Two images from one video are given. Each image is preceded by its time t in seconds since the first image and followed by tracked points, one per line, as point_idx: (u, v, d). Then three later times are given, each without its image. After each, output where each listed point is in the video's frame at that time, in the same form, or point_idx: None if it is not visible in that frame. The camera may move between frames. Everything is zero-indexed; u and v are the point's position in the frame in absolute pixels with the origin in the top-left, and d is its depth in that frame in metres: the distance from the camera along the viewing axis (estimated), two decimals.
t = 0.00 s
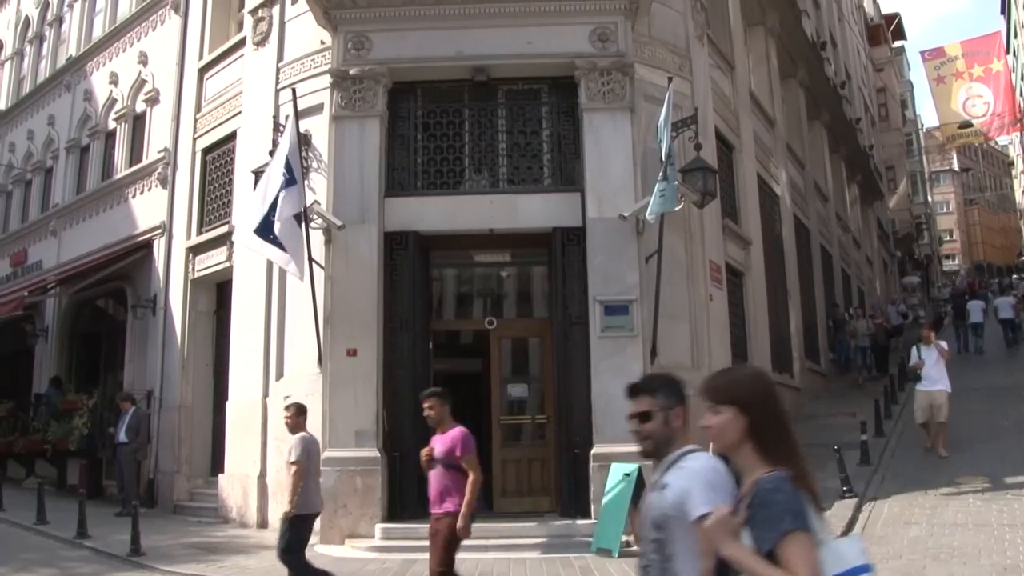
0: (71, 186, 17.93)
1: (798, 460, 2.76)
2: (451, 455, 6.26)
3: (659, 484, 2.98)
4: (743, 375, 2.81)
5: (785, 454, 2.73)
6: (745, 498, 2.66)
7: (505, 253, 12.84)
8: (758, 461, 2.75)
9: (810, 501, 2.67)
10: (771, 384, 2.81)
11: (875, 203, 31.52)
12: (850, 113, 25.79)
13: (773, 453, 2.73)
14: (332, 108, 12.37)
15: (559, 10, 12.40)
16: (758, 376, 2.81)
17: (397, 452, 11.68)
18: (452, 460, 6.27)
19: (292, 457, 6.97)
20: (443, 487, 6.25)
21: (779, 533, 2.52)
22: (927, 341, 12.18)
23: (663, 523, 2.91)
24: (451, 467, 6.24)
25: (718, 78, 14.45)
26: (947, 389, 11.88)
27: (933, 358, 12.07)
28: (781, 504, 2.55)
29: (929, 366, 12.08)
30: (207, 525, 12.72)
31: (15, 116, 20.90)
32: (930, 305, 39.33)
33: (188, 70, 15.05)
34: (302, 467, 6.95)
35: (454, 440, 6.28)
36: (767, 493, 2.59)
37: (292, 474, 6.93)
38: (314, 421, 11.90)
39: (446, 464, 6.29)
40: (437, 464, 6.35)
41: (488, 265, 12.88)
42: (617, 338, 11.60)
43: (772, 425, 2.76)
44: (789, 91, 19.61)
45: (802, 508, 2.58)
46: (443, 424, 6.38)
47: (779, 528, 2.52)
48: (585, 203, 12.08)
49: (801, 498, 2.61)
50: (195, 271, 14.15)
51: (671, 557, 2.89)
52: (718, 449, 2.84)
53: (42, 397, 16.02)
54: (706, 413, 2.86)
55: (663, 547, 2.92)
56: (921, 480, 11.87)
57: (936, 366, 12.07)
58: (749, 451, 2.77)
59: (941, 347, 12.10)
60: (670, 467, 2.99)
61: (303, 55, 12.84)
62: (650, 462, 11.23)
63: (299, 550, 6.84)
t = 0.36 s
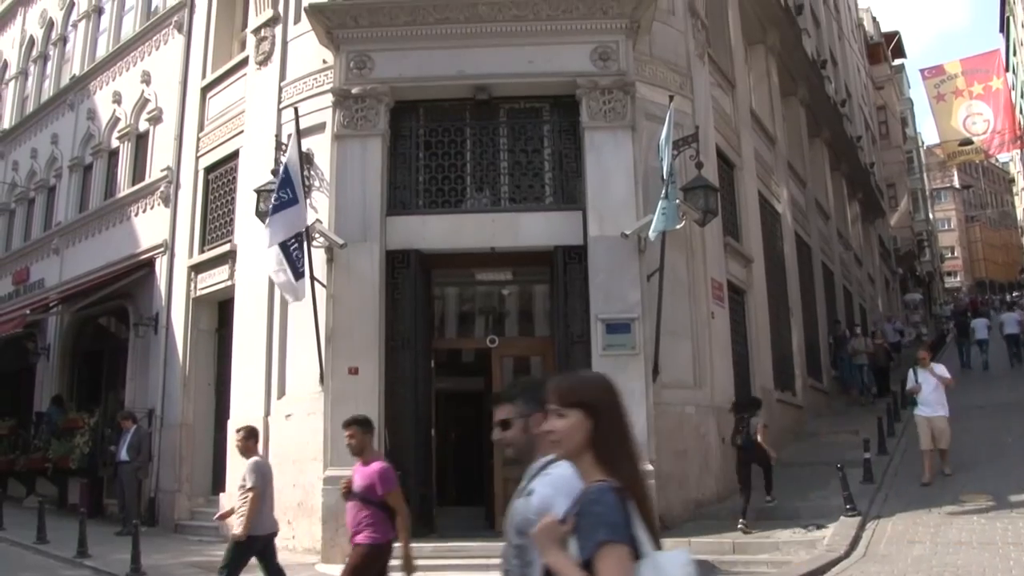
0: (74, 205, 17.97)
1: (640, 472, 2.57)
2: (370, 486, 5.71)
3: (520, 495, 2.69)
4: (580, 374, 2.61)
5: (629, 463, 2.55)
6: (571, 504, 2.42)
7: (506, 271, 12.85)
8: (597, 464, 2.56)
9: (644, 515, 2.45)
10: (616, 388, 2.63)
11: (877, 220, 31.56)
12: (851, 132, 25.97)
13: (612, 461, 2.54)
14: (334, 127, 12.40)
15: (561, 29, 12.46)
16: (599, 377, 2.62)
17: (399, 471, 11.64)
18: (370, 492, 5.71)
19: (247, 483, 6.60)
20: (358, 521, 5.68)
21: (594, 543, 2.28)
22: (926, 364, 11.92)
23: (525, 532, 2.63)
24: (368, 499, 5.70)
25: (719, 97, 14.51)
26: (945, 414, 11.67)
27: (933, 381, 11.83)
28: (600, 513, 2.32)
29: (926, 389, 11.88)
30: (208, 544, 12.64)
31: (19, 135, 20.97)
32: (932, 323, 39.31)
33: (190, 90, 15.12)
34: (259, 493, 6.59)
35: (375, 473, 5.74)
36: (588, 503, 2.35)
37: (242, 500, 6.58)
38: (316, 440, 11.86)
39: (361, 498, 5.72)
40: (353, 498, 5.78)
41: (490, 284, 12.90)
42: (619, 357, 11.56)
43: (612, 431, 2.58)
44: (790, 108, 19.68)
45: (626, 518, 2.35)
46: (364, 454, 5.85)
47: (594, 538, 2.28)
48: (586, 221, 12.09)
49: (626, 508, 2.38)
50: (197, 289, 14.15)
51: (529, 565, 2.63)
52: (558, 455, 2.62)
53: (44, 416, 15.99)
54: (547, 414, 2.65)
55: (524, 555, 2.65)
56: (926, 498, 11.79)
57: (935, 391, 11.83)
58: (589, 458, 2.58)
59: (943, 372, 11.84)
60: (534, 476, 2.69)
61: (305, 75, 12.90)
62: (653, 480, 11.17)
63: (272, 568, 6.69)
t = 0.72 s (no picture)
0: (77, 224, 18.02)
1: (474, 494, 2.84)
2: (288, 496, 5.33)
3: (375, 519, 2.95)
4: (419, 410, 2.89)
5: (470, 490, 2.81)
6: (408, 529, 2.73)
7: (509, 290, 12.86)
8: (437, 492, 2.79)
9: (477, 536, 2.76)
10: (455, 420, 2.89)
11: (879, 237, 31.54)
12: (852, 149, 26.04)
13: (450, 486, 2.81)
14: (337, 146, 12.44)
15: (562, 48, 12.51)
16: (437, 411, 2.89)
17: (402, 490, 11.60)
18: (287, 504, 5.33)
19: (195, 496, 6.56)
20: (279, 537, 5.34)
21: (427, 569, 2.56)
22: (927, 382, 11.74)
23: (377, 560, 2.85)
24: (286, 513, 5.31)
25: (721, 115, 14.55)
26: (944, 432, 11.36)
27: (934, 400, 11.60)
28: (433, 539, 2.59)
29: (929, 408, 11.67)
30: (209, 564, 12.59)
31: (23, 154, 21.05)
32: (935, 341, 39.21)
33: (193, 109, 15.19)
34: (208, 503, 6.55)
35: (295, 485, 5.35)
36: (423, 530, 2.64)
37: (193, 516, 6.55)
38: (319, 459, 11.83)
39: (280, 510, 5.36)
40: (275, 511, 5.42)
41: (492, 302, 12.90)
42: (621, 375, 11.54)
43: (446, 457, 2.83)
44: (791, 126, 19.74)
45: (458, 543, 2.63)
46: (288, 466, 5.52)
47: (427, 564, 2.56)
48: (589, 240, 12.10)
49: (459, 534, 2.66)
50: (199, 308, 14.15)
51: None
52: (399, 482, 2.88)
53: (46, 435, 15.97)
54: (389, 443, 2.91)
55: None
56: (930, 517, 11.70)
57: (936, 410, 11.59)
58: (427, 483, 2.83)
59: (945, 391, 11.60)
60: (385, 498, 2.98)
61: (308, 94, 12.95)
62: (656, 499, 11.12)
63: None
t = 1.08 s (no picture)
0: (81, 245, 18.06)
1: (334, 518, 2.66)
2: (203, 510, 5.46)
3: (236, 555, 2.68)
4: (273, 427, 2.74)
5: (328, 512, 2.63)
6: (255, 552, 2.52)
7: (512, 309, 12.87)
8: (288, 512, 2.60)
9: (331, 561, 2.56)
10: (297, 433, 2.75)
11: (883, 256, 31.55)
12: (855, 167, 26.02)
13: (296, 505, 2.60)
14: (340, 166, 12.47)
15: (565, 68, 12.55)
16: (292, 428, 2.75)
17: (405, 510, 11.56)
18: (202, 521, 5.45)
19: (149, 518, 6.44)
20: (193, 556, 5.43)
21: None
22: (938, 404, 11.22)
23: None
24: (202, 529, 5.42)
25: (723, 133, 14.58)
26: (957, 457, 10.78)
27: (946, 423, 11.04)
28: (282, 558, 2.44)
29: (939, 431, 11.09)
30: None
31: (27, 173, 21.14)
32: (939, 360, 39.12)
33: (198, 130, 15.26)
34: (160, 527, 6.47)
35: (210, 501, 5.46)
36: (272, 547, 2.48)
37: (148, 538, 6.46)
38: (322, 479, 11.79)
39: (197, 530, 5.44)
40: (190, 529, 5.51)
41: (496, 322, 12.90)
42: (625, 394, 11.51)
43: (285, 474, 2.65)
44: (793, 144, 19.81)
45: (309, 564, 2.49)
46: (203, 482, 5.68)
47: None
48: (593, 259, 12.10)
49: (310, 553, 2.51)
50: (203, 328, 14.16)
51: None
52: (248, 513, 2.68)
53: (49, 454, 15.95)
54: (238, 468, 2.76)
55: None
56: (938, 535, 11.60)
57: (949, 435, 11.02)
58: (274, 504, 2.64)
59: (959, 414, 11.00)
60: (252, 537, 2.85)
61: (312, 114, 13.00)
62: (661, 518, 11.07)
63: None
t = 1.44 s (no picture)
0: (84, 264, 18.10)
1: (192, 535, 2.64)
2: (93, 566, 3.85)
3: None
4: (128, 437, 2.76)
5: (183, 522, 2.62)
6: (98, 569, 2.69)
7: (516, 328, 12.87)
8: (130, 526, 2.62)
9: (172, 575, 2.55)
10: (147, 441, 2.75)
11: (886, 273, 31.51)
12: (857, 185, 26.02)
13: (140, 517, 2.61)
14: (343, 185, 12.51)
15: (568, 87, 12.59)
16: (147, 439, 2.74)
17: (408, 530, 11.52)
18: None
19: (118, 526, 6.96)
20: None
21: None
22: (941, 428, 10.63)
23: None
24: None
25: (725, 152, 14.61)
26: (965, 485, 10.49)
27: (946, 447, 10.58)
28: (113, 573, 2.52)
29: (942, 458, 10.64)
30: None
31: (32, 193, 21.22)
32: (944, 378, 38.98)
33: (202, 149, 15.32)
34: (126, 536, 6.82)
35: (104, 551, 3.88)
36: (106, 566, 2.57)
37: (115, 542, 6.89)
38: (325, 498, 11.76)
39: None
40: None
41: (499, 341, 12.91)
42: (629, 414, 11.49)
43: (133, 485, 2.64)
44: (796, 162, 19.85)
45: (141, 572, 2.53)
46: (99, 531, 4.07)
47: None
48: (595, 277, 12.10)
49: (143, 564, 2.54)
50: (206, 347, 14.16)
51: None
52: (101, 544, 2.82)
53: (51, 474, 15.93)
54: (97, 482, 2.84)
55: None
56: (944, 554, 11.51)
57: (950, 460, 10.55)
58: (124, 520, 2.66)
59: (960, 438, 10.53)
60: None
61: (315, 134, 13.06)
62: (665, 538, 11.02)
63: None
